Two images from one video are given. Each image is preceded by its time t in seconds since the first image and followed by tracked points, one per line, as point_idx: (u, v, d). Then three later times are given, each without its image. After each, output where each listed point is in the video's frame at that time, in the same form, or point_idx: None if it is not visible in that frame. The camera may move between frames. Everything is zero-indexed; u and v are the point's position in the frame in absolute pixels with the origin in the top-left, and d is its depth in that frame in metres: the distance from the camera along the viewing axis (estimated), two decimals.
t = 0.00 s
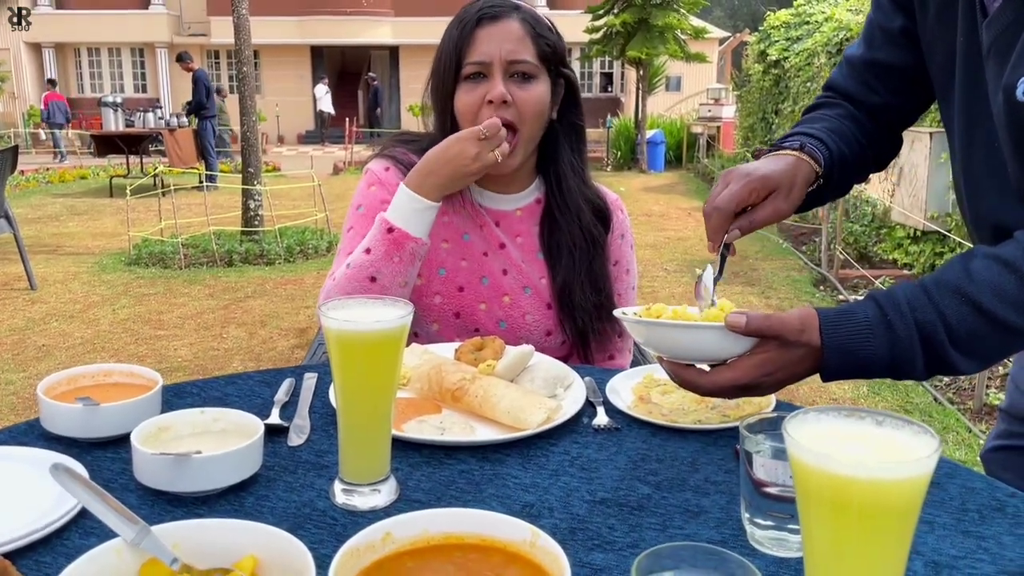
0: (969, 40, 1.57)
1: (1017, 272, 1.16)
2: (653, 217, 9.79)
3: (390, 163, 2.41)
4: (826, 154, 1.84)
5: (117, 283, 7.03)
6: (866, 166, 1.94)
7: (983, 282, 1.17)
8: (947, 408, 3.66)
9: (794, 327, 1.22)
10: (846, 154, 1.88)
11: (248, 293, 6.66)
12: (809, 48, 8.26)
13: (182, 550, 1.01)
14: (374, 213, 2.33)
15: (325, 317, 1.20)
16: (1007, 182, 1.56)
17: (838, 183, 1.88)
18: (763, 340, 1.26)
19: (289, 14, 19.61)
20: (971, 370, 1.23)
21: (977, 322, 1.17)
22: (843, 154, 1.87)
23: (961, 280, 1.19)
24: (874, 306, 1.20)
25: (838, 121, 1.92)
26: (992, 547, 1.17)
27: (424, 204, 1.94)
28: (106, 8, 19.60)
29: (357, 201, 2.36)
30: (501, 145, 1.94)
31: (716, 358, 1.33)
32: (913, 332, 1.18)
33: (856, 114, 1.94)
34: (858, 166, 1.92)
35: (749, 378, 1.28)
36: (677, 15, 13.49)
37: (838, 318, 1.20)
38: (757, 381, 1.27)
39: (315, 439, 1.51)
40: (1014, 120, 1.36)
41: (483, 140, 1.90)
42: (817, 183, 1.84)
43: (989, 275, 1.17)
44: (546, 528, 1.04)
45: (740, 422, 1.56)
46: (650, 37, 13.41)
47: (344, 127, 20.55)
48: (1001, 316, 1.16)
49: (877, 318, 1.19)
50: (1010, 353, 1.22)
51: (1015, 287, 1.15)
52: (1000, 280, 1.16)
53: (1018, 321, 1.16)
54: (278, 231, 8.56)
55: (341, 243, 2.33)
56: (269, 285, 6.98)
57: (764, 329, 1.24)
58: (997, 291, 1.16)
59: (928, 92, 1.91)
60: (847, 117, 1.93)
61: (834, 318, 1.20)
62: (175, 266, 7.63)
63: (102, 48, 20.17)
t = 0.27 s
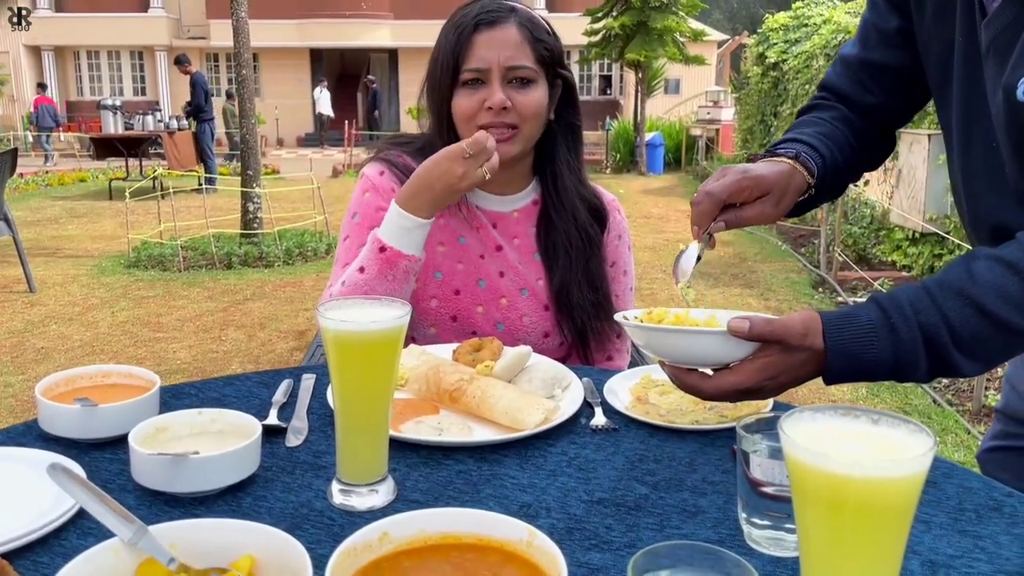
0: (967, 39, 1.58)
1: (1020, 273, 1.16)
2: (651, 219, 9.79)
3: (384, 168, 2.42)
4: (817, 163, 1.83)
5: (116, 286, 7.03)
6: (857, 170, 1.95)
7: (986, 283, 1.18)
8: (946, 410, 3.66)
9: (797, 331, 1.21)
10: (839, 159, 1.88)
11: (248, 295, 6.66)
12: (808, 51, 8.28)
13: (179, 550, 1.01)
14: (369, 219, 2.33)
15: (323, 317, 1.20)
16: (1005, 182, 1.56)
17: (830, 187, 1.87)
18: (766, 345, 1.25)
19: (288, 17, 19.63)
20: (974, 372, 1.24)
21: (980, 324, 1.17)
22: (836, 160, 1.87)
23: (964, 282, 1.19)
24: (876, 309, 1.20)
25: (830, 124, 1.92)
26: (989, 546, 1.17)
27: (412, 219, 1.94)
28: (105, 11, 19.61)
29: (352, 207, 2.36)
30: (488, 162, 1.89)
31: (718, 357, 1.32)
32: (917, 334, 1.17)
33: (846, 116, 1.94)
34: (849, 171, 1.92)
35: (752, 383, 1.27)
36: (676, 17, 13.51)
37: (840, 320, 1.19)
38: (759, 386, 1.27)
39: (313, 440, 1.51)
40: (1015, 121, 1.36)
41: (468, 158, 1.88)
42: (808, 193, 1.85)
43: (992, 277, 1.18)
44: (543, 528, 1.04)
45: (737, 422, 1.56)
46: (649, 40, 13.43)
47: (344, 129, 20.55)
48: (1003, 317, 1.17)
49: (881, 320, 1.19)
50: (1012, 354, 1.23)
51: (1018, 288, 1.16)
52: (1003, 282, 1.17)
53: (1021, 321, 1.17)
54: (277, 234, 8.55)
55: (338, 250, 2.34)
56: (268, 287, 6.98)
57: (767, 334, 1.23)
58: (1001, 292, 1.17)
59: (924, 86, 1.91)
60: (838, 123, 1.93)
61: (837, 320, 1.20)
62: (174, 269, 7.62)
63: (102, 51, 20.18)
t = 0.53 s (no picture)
0: (967, 39, 1.58)
1: None
2: (651, 220, 9.79)
3: (376, 175, 2.42)
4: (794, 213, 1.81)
5: (115, 286, 7.02)
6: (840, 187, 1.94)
7: (993, 277, 1.18)
8: (946, 411, 3.66)
9: (795, 331, 1.20)
10: (817, 194, 1.86)
11: (247, 296, 6.65)
12: (807, 52, 8.28)
13: (179, 549, 1.00)
14: (361, 232, 2.36)
15: (322, 316, 1.20)
16: (1007, 183, 1.56)
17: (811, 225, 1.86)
18: (764, 347, 1.25)
19: (287, 18, 19.64)
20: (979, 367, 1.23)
21: (987, 317, 1.17)
22: (817, 195, 1.85)
23: (971, 275, 1.19)
24: (880, 301, 1.19)
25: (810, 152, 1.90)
26: (990, 545, 1.17)
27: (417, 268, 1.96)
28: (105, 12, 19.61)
29: (346, 219, 2.38)
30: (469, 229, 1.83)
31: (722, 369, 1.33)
32: (923, 329, 1.17)
33: (829, 134, 1.93)
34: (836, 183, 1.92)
35: (754, 384, 1.28)
36: (675, 18, 13.51)
37: (842, 317, 1.18)
38: (762, 387, 1.27)
39: (313, 439, 1.51)
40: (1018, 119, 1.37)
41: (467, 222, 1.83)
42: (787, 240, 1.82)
43: (999, 270, 1.18)
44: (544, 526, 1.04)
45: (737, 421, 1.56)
46: (648, 41, 13.44)
47: (343, 130, 20.54)
48: (1010, 311, 1.16)
49: (885, 314, 1.18)
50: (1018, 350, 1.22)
51: None
52: (1013, 277, 1.17)
53: None
54: (277, 234, 8.54)
55: (334, 262, 2.37)
56: (267, 288, 6.97)
57: (762, 337, 1.23)
58: (1008, 286, 1.17)
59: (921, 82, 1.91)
60: (823, 139, 1.93)
61: (840, 316, 1.19)
62: (173, 270, 7.62)
63: (102, 52, 20.18)
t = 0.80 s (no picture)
0: (965, 41, 1.58)
1: (1016, 263, 1.18)
2: (651, 220, 9.79)
3: (375, 177, 2.41)
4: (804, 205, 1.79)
5: (115, 286, 7.02)
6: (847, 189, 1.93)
7: (981, 272, 1.19)
8: (945, 411, 3.66)
9: (778, 321, 1.20)
10: (826, 189, 1.85)
11: (248, 296, 6.65)
12: (807, 52, 8.28)
13: (179, 549, 1.00)
14: (360, 235, 2.32)
15: (324, 316, 1.20)
16: (1006, 184, 1.56)
17: (821, 224, 1.83)
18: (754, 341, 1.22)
19: (287, 17, 19.64)
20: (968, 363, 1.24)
21: (973, 311, 1.18)
22: (825, 189, 1.84)
23: (959, 270, 1.20)
24: (867, 293, 1.20)
25: (813, 150, 1.91)
26: (991, 545, 1.17)
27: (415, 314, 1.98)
28: (105, 11, 19.61)
29: (344, 222, 2.35)
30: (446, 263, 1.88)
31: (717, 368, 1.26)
32: (909, 320, 1.18)
33: (834, 133, 1.93)
34: (840, 183, 1.90)
35: (747, 381, 1.24)
36: (676, 18, 13.51)
37: (831, 307, 1.19)
38: (755, 383, 1.25)
39: (314, 439, 1.51)
40: (1016, 119, 1.37)
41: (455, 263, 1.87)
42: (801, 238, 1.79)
43: (987, 266, 1.19)
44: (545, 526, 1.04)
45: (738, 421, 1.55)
46: (649, 41, 13.44)
47: (343, 130, 20.54)
48: (996, 305, 1.18)
49: (871, 305, 1.19)
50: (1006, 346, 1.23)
51: (1014, 276, 1.18)
52: (998, 270, 1.18)
53: (1014, 309, 1.18)
54: (277, 234, 8.54)
55: (331, 265, 2.34)
56: (268, 287, 6.97)
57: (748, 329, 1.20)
58: (996, 280, 1.18)
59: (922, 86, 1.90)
60: (825, 139, 1.93)
61: (826, 308, 1.19)
62: (174, 269, 7.62)
63: (102, 52, 20.18)
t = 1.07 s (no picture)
0: (966, 41, 1.58)
1: (1011, 262, 1.17)
2: (652, 219, 9.79)
3: (372, 179, 2.43)
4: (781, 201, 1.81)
5: (117, 284, 7.02)
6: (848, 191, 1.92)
7: (974, 270, 1.18)
8: (947, 410, 3.66)
9: (772, 311, 1.22)
10: (815, 190, 1.86)
11: (249, 294, 6.65)
12: (809, 51, 8.28)
13: (187, 546, 1.01)
14: (352, 237, 2.32)
15: (329, 312, 1.19)
16: (1008, 184, 1.56)
17: (808, 222, 1.85)
18: (748, 330, 1.24)
19: (288, 16, 19.62)
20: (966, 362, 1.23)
21: (967, 310, 1.18)
22: (812, 188, 1.85)
23: (953, 268, 1.20)
24: (861, 290, 1.21)
25: (805, 151, 1.93)
26: (996, 544, 1.17)
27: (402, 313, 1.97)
28: (106, 9, 19.60)
29: (339, 223, 2.35)
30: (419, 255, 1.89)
31: (706, 358, 1.26)
32: (901, 319, 1.18)
33: (830, 133, 1.94)
34: (839, 183, 1.91)
35: (739, 372, 1.25)
36: (677, 17, 13.49)
37: (820, 306, 1.21)
38: (747, 373, 1.25)
39: (318, 436, 1.51)
40: (1016, 120, 1.36)
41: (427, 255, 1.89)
42: (782, 235, 1.81)
43: (982, 265, 1.18)
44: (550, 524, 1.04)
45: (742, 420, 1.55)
46: (650, 40, 13.43)
47: (344, 128, 20.54)
48: (990, 303, 1.17)
49: (864, 302, 1.20)
50: (1003, 345, 1.22)
51: (1008, 274, 1.17)
52: (991, 268, 1.18)
53: (1009, 309, 1.17)
54: (278, 232, 8.54)
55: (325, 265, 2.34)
56: (269, 286, 6.97)
57: (742, 316, 1.21)
58: (989, 278, 1.17)
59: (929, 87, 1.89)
60: (820, 139, 1.94)
61: (819, 305, 1.21)
62: (175, 268, 7.62)
63: (103, 50, 20.17)
